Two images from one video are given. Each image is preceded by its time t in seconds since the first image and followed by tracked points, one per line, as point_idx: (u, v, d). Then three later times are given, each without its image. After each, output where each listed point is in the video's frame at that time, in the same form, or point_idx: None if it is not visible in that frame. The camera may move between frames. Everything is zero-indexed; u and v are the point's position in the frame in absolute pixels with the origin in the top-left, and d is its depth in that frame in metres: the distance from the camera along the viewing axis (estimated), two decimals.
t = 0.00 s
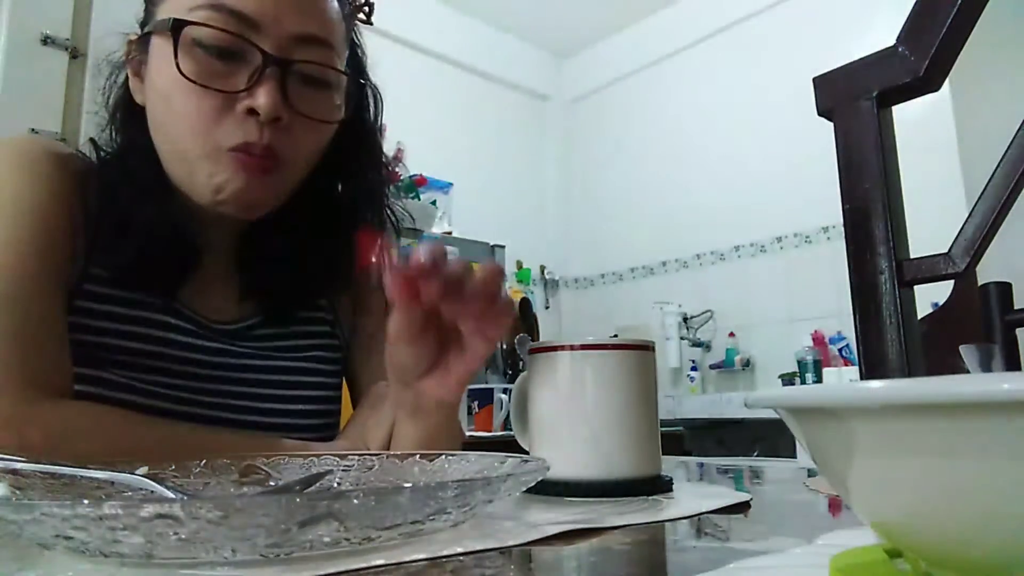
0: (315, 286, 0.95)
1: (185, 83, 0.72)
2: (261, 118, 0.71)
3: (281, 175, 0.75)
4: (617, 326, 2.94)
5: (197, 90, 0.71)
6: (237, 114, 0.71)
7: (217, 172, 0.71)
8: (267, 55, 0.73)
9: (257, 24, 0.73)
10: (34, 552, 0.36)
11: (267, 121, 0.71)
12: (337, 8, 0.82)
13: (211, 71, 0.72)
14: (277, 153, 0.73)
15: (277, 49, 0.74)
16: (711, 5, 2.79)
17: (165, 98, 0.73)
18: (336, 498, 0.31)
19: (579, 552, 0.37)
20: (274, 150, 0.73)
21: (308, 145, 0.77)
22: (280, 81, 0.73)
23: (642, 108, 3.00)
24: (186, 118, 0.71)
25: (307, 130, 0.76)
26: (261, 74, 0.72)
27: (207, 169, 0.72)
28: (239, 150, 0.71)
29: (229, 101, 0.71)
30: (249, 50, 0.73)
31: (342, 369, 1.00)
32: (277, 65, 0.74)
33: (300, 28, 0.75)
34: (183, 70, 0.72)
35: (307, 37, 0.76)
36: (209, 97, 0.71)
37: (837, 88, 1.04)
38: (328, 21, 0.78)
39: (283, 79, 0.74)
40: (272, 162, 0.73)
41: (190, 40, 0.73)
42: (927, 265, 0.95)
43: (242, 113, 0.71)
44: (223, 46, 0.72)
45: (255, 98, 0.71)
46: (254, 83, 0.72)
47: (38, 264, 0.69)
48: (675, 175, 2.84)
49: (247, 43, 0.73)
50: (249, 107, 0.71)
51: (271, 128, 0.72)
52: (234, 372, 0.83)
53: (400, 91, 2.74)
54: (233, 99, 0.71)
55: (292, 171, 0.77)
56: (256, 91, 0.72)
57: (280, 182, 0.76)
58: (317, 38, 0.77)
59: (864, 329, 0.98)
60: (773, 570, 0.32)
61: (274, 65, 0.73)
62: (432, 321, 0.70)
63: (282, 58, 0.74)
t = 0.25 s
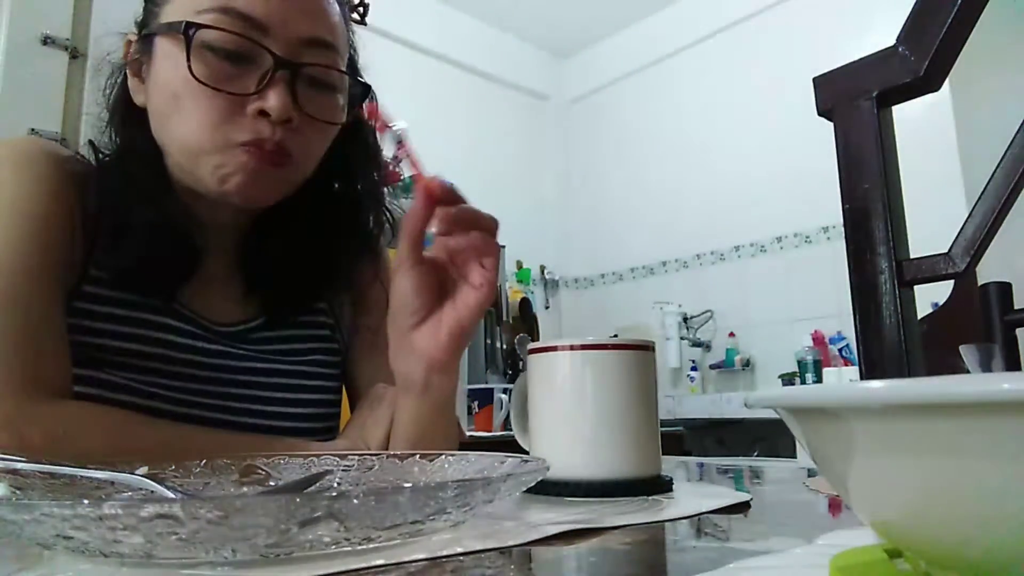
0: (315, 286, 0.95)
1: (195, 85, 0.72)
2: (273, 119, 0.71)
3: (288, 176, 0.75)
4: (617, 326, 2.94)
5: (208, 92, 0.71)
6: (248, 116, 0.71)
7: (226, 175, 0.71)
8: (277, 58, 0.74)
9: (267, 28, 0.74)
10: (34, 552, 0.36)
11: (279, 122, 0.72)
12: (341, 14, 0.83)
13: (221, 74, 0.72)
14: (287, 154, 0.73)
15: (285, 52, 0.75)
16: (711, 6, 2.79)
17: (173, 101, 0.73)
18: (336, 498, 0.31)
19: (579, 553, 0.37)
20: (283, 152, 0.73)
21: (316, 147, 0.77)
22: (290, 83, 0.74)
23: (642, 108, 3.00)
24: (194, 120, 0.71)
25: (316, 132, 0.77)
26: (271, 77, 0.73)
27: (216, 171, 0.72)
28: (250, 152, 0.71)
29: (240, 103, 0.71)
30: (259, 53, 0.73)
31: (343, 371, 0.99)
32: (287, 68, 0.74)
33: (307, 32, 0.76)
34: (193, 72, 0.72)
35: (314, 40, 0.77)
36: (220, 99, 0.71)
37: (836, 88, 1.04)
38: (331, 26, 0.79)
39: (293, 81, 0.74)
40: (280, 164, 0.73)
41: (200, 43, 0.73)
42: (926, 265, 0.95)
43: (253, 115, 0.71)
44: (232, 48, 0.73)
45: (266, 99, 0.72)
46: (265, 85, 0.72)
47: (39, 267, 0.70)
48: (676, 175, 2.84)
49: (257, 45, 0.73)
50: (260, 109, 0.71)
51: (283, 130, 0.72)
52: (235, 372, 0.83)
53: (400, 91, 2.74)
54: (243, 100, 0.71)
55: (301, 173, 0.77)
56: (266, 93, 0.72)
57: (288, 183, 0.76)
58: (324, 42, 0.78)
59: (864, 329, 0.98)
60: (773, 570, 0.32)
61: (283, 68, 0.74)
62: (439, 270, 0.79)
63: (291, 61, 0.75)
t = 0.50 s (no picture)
0: (315, 288, 0.94)
1: (198, 81, 0.78)
2: (270, 115, 0.78)
3: (286, 168, 0.82)
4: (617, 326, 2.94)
5: (209, 88, 0.78)
6: (248, 111, 0.78)
7: (227, 165, 0.79)
8: (276, 58, 0.80)
9: (266, 27, 0.79)
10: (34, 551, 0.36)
11: (276, 118, 0.79)
12: (341, 15, 0.88)
13: (224, 71, 0.78)
14: (282, 148, 0.80)
15: (285, 51, 0.80)
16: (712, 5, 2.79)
17: (177, 94, 0.79)
18: (336, 496, 0.31)
19: (579, 553, 0.37)
20: (279, 146, 0.80)
21: (313, 141, 0.83)
22: (288, 81, 0.80)
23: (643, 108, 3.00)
24: (197, 113, 0.78)
25: (313, 128, 0.83)
26: (270, 74, 0.79)
27: (216, 161, 0.79)
28: (247, 144, 0.78)
29: (239, 99, 0.78)
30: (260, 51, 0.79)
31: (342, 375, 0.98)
32: (285, 66, 0.80)
33: (306, 32, 0.82)
34: (195, 68, 0.78)
35: (312, 40, 0.82)
36: (220, 95, 0.78)
37: (836, 88, 1.04)
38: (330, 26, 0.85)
39: (291, 79, 0.80)
40: (277, 157, 0.81)
41: (201, 39, 0.78)
42: (926, 264, 0.95)
43: (251, 110, 0.78)
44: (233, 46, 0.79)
45: (264, 96, 0.78)
46: (263, 82, 0.79)
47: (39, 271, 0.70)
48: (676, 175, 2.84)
49: (256, 43, 0.79)
50: (258, 105, 0.78)
51: (279, 126, 0.79)
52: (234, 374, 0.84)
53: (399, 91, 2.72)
54: (243, 96, 0.78)
55: (298, 165, 0.84)
56: (265, 89, 0.79)
57: (285, 175, 0.83)
58: (321, 42, 0.83)
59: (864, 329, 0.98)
60: (774, 570, 0.32)
61: (282, 65, 0.80)
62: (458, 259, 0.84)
63: (289, 59, 0.81)
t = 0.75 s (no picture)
0: (314, 289, 0.95)
1: (193, 81, 0.71)
2: (268, 117, 0.72)
3: (283, 174, 0.76)
4: (617, 326, 2.95)
5: (204, 87, 0.71)
6: (245, 113, 0.71)
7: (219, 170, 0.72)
8: (277, 58, 0.74)
9: (266, 26, 0.74)
10: (33, 551, 0.36)
11: (274, 120, 0.72)
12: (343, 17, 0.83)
13: (221, 70, 0.72)
14: (279, 152, 0.73)
15: (285, 51, 0.75)
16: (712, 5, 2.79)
17: (170, 95, 0.73)
18: (335, 497, 0.31)
19: (578, 553, 0.37)
20: (277, 152, 0.73)
21: (312, 146, 0.78)
22: (288, 82, 0.74)
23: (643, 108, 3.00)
24: (189, 114, 0.71)
25: (313, 133, 0.77)
26: (269, 74, 0.73)
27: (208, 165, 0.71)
28: (243, 147, 0.71)
29: (236, 100, 0.71)
30: (259, 52, 0.73)
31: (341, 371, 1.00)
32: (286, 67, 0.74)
33: (308, 32, 0.76)
34: (191, 67, 0.72)
35: (315, 41, 0.77)
36: (215, 94, 0.71)
37: (836, 88, 1.04)
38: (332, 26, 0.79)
39: (292, 81, 0.74)
40: (275, 162, 0.74)
41: (201, 38, 0.73)
42: (926, 265, 0.95)
43: (249, 111, 0.71)
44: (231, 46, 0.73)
45: (263, 98, 0.72)
46: (262, 83, 0.73)
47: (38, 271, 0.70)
48: (675, 175, 2.84)
49: (256, 43, 0.73)
50: (256, 106, 0.72)
51: (277, 129, 0.73)
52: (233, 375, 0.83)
53: (399, 92, 2.73)
54: (240, 97, 0.71)
55: (295, 170, 0.77)
56: (264, 91, 0.72)
57: (281, 181, 0.76)
58: (325, 43, 0.78)
59: (864, 329, 0.98)
60: (772, 570, 0.32)
61: (282, 66, 0.74)
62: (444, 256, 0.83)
63: (289, 60, 0.75)
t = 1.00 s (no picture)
0: (314, 289, 0.95)
1: (190, 81, 0.71)
2: (263, 116, 0.71)
3: (280, 172, 0.75)
4: (617, 326, 2.95)
5: (200, 87, 0.71)
6: (240, 111, 0.71)
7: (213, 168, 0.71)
8: (273, 57, 0.73)
9: (262, 24, 0.73)
10: (33, 551, 0.36)
11: (269, 118, 0.71)
12: (342, 14, 0.82)
13: (217, 70, 0.72)
14: (275, 151, 0.73)
15: (281, 50, 0.74)
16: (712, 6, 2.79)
17: (168, 95, 0.73)
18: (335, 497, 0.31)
19: (578, 552, 0.37)
20: (274, 151, 0.73)
21: (308, 144, 0.77)
22: (284, 80, 0.73)
23: (643, 108, 3.00)
24: (185, 114, 0.71)
25: (310, 131, 0.76)
26: (265, 73, 0.73)
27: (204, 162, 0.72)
28: (240, 147, 0.71)
29: (232, 99, 0.71)
30: (255, 50, 0.73)
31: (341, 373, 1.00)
32: (282, 66, 0.74)
33: (304, 30, 0.75)
34: (186, 67, 0.72)
35: (312, 39, 0.76)
36: (212, 95, 0.71)
37: (836, 88, 1.04)
38: (330, 24, 0.78)
39: (288, 79, 0.74)
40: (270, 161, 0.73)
41: (196, 38, 0.73)
42: (927, 265, 0.95)
43: (245, 111, 0.71)
44: (227, 44, 0.72)
45: (258, 96, 0.72)
46: (258, 82, 0.72)
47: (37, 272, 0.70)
48: (676, 175, 2.84)
49: (251, 42, 0.73)
50: (252, 105, 0.71)
51: (274, 128, 0.72)
52: (234, 376, 0.83)
53: (399, 92, 2.73)
54: (235, 96, 0.71)
55: (293, 167, 0.77)
56: (259, 89, 0.72)
57: (279, 180, 0.76)
58: (322, 40, 0.77)
59: (864, 329, 0.98)
60: (772, 570, 0.32)
61: (277, 64, 0.74)
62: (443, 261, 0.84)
63: (286, 59, 0.74)
